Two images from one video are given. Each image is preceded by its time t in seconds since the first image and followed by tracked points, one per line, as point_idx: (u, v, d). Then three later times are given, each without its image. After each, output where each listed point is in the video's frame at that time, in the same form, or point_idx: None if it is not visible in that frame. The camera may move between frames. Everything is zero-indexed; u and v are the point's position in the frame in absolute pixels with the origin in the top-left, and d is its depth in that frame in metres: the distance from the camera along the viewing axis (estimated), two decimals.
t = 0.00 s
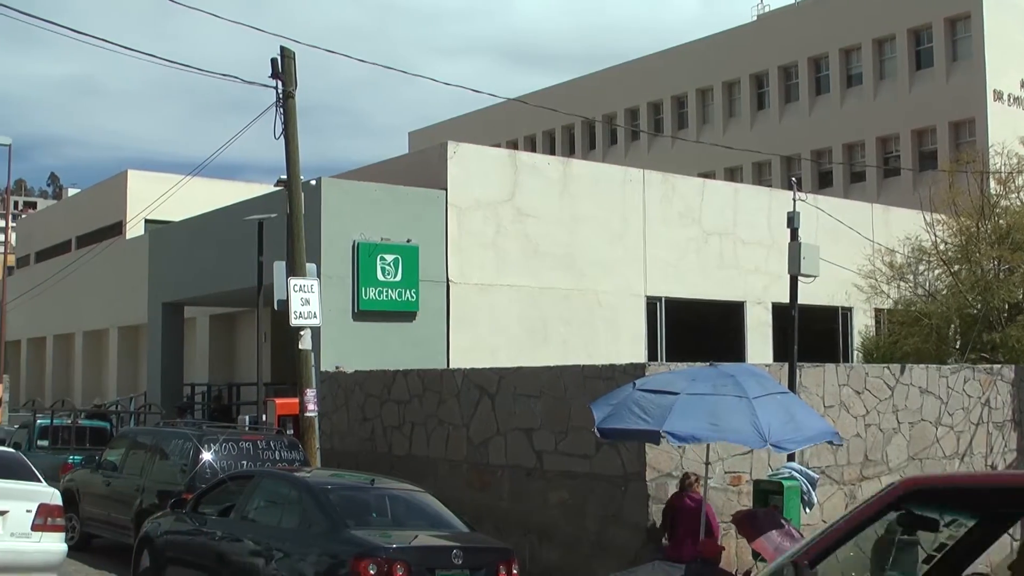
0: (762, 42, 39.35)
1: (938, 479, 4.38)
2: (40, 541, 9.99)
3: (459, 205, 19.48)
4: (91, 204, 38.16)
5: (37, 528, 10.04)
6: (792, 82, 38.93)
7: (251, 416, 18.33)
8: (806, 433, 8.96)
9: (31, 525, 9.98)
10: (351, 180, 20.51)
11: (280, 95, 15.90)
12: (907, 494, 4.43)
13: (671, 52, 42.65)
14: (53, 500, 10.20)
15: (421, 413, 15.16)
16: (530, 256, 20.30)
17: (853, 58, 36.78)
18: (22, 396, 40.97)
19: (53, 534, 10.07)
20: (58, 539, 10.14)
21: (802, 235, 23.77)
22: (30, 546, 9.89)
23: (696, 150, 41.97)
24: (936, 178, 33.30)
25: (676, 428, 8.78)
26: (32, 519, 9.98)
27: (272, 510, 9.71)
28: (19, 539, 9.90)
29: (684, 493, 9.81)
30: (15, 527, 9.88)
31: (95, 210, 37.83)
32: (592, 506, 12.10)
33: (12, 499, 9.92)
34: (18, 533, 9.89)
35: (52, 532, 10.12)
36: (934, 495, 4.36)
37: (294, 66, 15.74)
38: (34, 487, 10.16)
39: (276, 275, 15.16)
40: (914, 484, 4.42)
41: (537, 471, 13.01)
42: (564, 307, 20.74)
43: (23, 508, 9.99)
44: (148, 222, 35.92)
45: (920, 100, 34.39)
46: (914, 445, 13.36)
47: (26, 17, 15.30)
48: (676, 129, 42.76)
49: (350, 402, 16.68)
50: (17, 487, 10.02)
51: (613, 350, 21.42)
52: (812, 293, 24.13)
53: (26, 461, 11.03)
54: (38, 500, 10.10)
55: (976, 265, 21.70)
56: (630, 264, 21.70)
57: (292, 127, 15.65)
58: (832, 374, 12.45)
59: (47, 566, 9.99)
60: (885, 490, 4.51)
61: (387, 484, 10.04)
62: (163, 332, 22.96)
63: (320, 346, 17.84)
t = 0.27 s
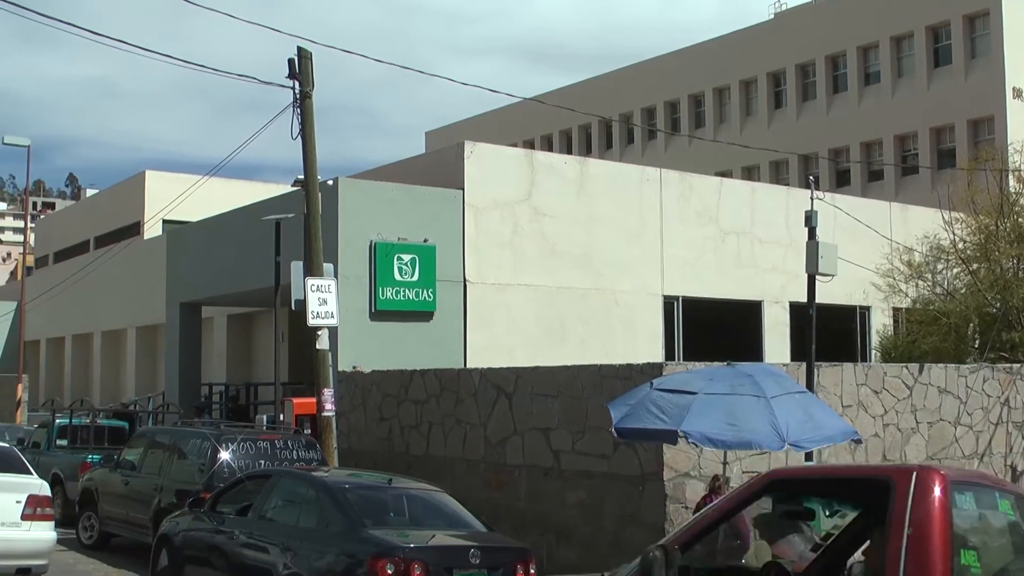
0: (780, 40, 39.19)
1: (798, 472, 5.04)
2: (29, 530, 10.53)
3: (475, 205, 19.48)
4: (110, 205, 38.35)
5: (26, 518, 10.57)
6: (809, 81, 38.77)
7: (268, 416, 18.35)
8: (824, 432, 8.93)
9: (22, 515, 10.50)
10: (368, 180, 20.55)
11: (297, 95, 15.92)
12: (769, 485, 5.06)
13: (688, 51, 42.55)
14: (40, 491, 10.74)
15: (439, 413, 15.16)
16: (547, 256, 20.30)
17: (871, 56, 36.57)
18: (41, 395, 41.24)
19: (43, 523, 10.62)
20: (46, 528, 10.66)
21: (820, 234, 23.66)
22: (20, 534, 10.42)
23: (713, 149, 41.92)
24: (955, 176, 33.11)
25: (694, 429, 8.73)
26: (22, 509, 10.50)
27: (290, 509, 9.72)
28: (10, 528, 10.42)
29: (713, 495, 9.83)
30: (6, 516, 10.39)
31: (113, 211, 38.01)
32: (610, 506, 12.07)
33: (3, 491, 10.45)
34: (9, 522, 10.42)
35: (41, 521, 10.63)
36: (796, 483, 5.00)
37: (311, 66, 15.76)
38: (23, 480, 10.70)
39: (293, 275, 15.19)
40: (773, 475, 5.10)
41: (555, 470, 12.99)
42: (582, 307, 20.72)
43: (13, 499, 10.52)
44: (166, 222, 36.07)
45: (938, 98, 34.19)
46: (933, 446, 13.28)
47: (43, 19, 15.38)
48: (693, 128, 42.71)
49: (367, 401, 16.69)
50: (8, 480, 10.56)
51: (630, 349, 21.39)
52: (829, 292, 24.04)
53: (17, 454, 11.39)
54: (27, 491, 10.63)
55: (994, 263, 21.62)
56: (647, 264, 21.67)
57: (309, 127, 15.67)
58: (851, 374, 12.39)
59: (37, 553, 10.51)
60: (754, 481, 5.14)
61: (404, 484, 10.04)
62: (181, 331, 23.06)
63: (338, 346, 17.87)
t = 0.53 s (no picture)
0: (799, 38, 39.03)
1: (694, 469, 5.38)
2: (28, 526, 10.57)
3: (494, 205, 19.48)
4: (130, 207, 38.52)
5: (25, 514, 10.62)
6: (828, 79, 38.57)
7: (288, 416, 18.36)
8: (844, 432, 8.87)
9: (20, 511, 10.56)
10: (386, 180, 20.57)
11: (315, 95, 15.95)
12: (666, 483, 5.39)
13: (707, 50, 42.43)
14: (38, 488, 10.79)
15: (457, 413, 15.18)
16: (565, 256, 20.28)
17: (891, 54, 36.38)
18: (62, 396, 41.44)
19: (42, 518, 10.66)
20: (45, 524, 10.70)
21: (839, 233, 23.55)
22: (19, 530, 10.47)
23: (732, 148, 41.85)
24: (975, 174, 32.89)
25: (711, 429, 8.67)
26: (20, 505, 10.56)
27: (310, 508, 9.73)
28: (8, 524, 10.47)
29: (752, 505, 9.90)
30: (5, 512, 10.46)
31: (133, 213, 38.20)
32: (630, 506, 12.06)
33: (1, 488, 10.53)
34: (7, 518, 10.47)
35: (41, 517, 10.68)
36: (692, 479, 5.32)
37: (329, 66, 15.79)
38: (22, 478, 10.78)
39: (312, 275, 15.23)
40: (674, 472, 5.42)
41: (573, 470, 12.97)
42: (600, 307, 20.70)
43: (11, 496, 10.58)
44: (184, 223, 36.19)
45: (958, 97, 33.99)
46: (954, 445, 13.18)
47: (63, 21, 15.46)
48: (712, 127, 42.64)
49: (386, 401, 16.72)
50: (7, 478, 10.65)
51: (650, 349, 21.36)
52: (849, 291, 23.92)
53: (19, 452, 11.51)
54: (25, 489, 10.70)
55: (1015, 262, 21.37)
56: (665, 264, 21.63)
57: (328, 127, 15.71)
58: (869, 373, 12.34)
59: (36, 548, 10.54)
60: (650, 482, 5.45)
61: (423, 484, 10.05)
62: (200, 331, 23.13)
63: (356, 346, 17.89)
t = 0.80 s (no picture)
0: (819, 36, 38.85)
1: (639, 467, 5.25)
2: (32, 521, 10.81)
3: (514, 205, 19.48)
4: (151, 207, 38.75)
5: (30, 510, 10.86)
6: (849, 78, 38.37)
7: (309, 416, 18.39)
8: (865, 433, 8.81)
9: (25, 507, 10.80)
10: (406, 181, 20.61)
11: (335, 96, 15.99)
12: (614, 480, 5.25)
13: (727, 48, 42.32)
14: (43, 485, 11.03)
15: (478, 413, 15.19)
16: (585, 256, 20.26)
17: (912, 52, 36.15)
18: (84, 395, 41.70)
19: (46, 514, 10.92)
20: (48, 520, 10.93)
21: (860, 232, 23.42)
22: (25, 525, 10.71)
23: (753, 147, 41.76)
24: (998, 173, 32.69)
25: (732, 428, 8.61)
26: (25, 502, 10.80)
27: (330, 508, 9.74)
28: (14, 520, 10.72)
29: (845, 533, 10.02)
30: (10, 509, 10.69)
31: (154, 214, 38.42)
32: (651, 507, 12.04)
33: (6, 485, 10.76)
34: (13, 514, 10.71)
35: (45, 513, 10.93)
36: (637, 478, 5.19)
37: (349, 67, 15.82)
38: (27, 476, 11.00)
39: (333, 275, 15.26)
40: (619, 471, 5.28)
41: (594, 471, 12.95)
42: (620, 307, 20.68)
43: (17, 493, 10.82)
44: (205, 224, 36.36)
45: (981, 95, 33.77)
46: (977, 446, 13.10)
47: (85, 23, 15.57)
48: (732, 126, 42.55)
49: (407, 401, 16.75)
50: (12, 475, 10.87)
51: (670, 349, 21.32)
52: (870, 291, 23.81)
53: (26, 448, 11.76)
54: (31, 486, 10.93)
55: None
56: (685, 263, 21.59)
57: (348, 127, 15.73)
58: (892, 373, 12.25)
59: (40, 542, 10.78)
60: (598, 479, 5.30)
61: (444, 484, 10.05)
62: (221, 332, 23.24)
63: (377, 346, 17.91)
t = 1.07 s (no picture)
0: (840, 35, 38.63)
1: (623, 465, 5.27)
2: (40, 514, 11.62)
3: (535, 205, 19.47)
4: (172, 209, 38.97)
5: (38, 504, 11.67)
6: (871, 76, 38.13)
7: (330, 416, 18.45)
8: (887, 433, 8.78)
9: (32, 502, 11.61)
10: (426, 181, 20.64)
11: (356, 97, 16.03)
12: (607, 475, 5.25)
13: (748, 47, 42.19)
14: (49, 481, 11.84)
15: (499, 413, 15.19)
16: (605, 256, 20.25)
17: (934, 49, 35.88)
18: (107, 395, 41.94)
19: (51, 508, 11.70)
20: (55, 513, 11.73)
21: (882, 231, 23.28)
22: (32, 519, 11.52)
23: (774, 146, 41.63)
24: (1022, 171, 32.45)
25: (755, 429, 8.58)
26: (32, 496, 11.60)
27: (353, 508, 9.75)
28: (23, 514, 11.54)
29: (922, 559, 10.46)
30: (19, 503, 11.53)
31: (175, 215, 38.64)
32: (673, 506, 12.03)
33: (15, 481, 11.60)
34: (21, 508, 11.54)
35: (51, 506, 11.72)
36: (621, 476, 5.22)
37: (370, 68, 15.85)
38: (35, 472, 11.84)
39: (353, 275, 15.29)
40: (604, 469, 5.29)
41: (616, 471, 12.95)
42: (641, 307, 20.65)
43: (25, 489, 11.65)
44: (226, 224, 36.51)
45: (1003, 93, 33.52)
46: (1001, 446, 13.02)
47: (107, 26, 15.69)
48: (753, 125, 42.44)
49: (428, 401, 16.78)
50: (20, 472, 11.71)
51: (691, 349, 21.28)
52: (892, 290, 23.69)
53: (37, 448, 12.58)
54: (37, 482, 11.75)
55: None
56: (706, 263, 21.54)
57: (368, 128, 15.77)
58: (914, 373, 12.17)
59: (46, 533, 11.57)
60: (589, 473, 5.31)
61: (466, 485, 10.06)
62: (243, 333, 23.34)
63: (398, 347, 17.93)
